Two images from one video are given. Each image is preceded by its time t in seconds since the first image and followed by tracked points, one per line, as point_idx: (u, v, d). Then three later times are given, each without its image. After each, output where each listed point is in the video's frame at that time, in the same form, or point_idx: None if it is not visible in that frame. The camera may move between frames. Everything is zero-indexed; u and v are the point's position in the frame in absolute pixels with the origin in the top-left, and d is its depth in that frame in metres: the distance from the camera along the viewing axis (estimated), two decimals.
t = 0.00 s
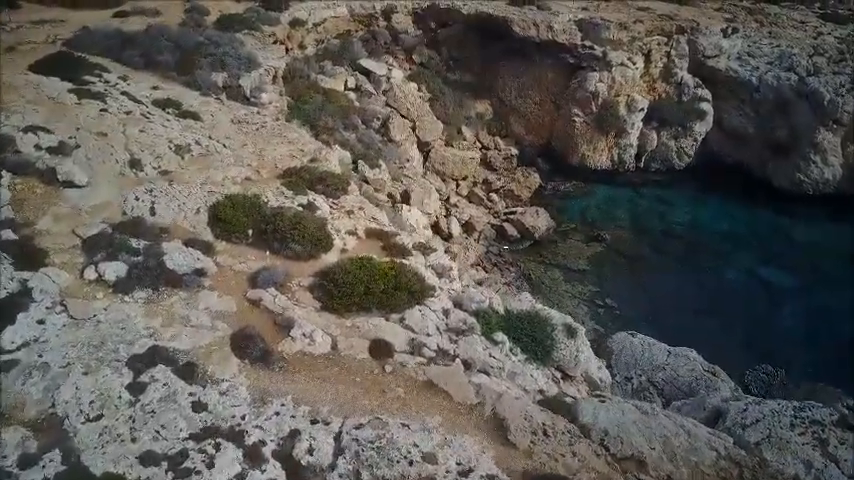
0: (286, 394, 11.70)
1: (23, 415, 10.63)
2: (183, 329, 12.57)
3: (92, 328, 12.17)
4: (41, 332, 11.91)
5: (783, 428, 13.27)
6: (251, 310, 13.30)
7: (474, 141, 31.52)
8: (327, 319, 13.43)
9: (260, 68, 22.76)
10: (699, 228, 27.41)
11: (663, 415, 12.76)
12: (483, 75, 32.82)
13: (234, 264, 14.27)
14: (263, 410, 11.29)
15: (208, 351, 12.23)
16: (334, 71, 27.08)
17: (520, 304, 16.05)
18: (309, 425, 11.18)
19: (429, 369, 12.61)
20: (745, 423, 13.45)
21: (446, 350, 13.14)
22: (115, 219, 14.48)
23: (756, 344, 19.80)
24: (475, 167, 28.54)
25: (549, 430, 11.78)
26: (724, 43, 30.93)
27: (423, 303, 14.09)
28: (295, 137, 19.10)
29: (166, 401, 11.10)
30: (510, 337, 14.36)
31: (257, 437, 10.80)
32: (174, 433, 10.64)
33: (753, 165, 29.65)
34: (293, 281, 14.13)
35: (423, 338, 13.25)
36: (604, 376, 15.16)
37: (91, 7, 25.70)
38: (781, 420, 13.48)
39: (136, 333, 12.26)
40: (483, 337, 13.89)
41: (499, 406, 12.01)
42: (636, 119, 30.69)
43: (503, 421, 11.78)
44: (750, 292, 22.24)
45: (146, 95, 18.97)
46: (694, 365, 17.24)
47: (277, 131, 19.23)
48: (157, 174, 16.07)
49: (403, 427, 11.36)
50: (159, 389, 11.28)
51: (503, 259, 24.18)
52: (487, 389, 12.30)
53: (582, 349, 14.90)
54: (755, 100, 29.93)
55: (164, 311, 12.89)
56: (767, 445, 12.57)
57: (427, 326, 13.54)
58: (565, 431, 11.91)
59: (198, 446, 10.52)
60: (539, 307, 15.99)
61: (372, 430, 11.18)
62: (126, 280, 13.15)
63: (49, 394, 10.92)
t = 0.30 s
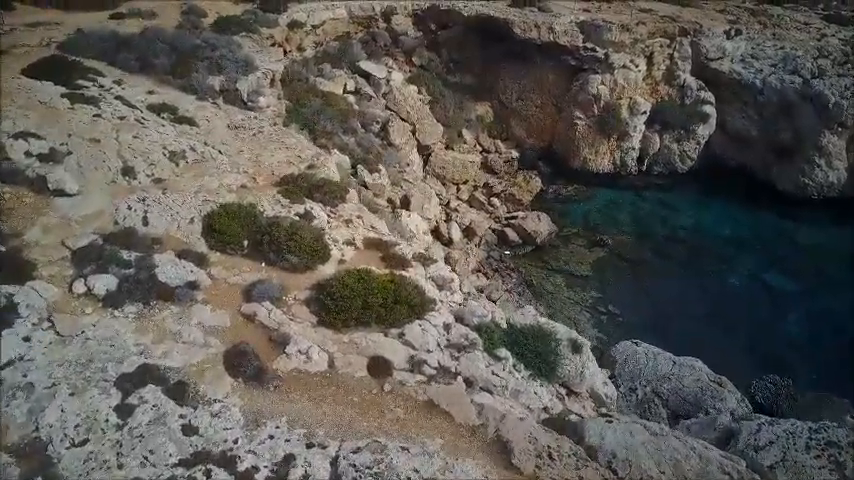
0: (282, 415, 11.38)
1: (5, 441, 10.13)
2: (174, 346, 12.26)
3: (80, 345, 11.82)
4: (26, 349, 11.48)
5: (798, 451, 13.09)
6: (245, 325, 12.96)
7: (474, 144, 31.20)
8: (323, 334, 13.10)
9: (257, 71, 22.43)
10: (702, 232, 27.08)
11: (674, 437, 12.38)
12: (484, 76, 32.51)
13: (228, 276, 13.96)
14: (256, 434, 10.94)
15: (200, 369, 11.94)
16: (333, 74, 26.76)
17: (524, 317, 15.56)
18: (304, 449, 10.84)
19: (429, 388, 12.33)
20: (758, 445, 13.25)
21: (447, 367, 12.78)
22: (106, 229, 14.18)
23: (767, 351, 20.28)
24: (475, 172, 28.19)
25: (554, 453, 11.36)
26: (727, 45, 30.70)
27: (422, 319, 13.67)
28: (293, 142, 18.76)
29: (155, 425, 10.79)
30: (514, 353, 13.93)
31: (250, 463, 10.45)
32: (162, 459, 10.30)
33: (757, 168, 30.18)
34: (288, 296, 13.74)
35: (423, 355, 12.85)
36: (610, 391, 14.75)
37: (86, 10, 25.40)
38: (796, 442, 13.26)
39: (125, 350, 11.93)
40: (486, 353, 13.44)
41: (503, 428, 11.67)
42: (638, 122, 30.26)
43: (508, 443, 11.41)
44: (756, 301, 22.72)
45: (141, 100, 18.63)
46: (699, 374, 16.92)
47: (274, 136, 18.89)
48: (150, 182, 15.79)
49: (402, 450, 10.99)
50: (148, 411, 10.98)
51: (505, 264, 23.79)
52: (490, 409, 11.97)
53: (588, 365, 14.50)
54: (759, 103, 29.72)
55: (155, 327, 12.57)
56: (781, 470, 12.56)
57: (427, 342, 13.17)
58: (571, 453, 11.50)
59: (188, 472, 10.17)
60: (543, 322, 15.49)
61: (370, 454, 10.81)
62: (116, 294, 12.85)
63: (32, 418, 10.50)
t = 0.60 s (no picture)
0: (275, 439, 11.05)
1: None
2: (165, 364, 11.95)
3: (67, 363, 11.47)
4: (11, 368, 11.16)
5: (814, 475, 12.60)
6: (239, 342, 12.65)
7: (475, 147, 30.77)
8: (320, 351, 12.82)
9: (255, 74, 22.12)
10: (705, 236, 26.69)
11: (684, 461, 12.02)
12: (485, 77, 32.15)
13: (222, 289, 13.69)
14: (248, 460, 10.58)
15: (192, 388, 11.61)
16: (332, 77, 26.49)
17: (527, 332, 15.82)
18: (300, 475, 10.46)
19: (429, 408, 12.01)
20: (772, 469, 12.81)
21: (449, 385, 12.62)
22: (97, 240, 13.91)
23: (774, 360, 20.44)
24: (475, 176, 27.68)
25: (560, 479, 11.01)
26: (731, 47, 30.26)
27: (423, 335, 13.44)
28: (290, 148, 18.43)
29: (143, 449, 10.39)
30: (517, 370, 14.13)
31: None
32: None
33: (760, 171, 29.84)
34: (284, 310, 13.46)
35: (423, 372, 12.66)
36: (616, 408, 14.74)
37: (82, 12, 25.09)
38: (812, 466, 12.77)
39: (115, 369, 11.61)
40: (488, 369, 13.55)
41: (506, 451, 11.34)
42: (640, 125, 29.95)
43: (511, 467, 11.07)
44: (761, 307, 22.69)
45: (135, 105, 18.30)
46: (705, 385, 16.58)
47: (271, 141, 18.56)
48: (143, 190, 15.49)
49: (401, 476, 10.63)
50: (136, 435, 10.57)
51: (506, 270, 23.52)
52: (493, 432, 11.66)
53: (593, 382, 14.74)
54: (762, 106, 29.31)
55: (146, 344, 12.29)
56: None
57: (427, 359, 12.95)
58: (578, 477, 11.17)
59: None
60: (548, 337, 15.80)
61: None
62: (106, 309, 12.54)
63: (15, 442, 10.12)
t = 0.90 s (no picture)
0: (270, 464, 10.71)
1: None
2: (156, 383, 11.69)
3: (53, 384, 11.25)
4: None
5: None
6: (233, 359, 12.37)
7: (476, 150, 30.54)
8: (317, 369, 12.51)
9: (252, 78, 21.89)
10: (709, 242, 26.39)
11: None
12: (485, 80, 31.75)
13: (216, 303, 13.35)
14: None
15: (183, 410, 11.33)
16: (331, 79, 26.27)
17: (530, 349, 15.53)
18: None
19: (429, 430, 11.81)
20: None
21: (450, 405, 12.39)
22: (88, 251, 13.61)
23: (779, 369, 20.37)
24: (476, 180, 27.44)
25: None
26: (734, 49, 30.08)
27: (423, 351, 13.16)
28: (287, 154, 18.09)
29: (130, 476, 10.12)
30: (521, 388, 13.86)
31: None
32: None
33: (764, 176, 29.40)
34: (280, 326, 13.13)
35: (424, 391, 12.43)
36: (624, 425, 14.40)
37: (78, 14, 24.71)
38: None
39: (103, 388, 11.37)
40: (491, 388, 13.26)
41: (510, 475, 11.21)
42: (643, 128, 29.67)
43: None
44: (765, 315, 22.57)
45: (129, 109, 17.99)
46: (712, 396, 16.35)
47: (268, 147, 18.26)
48: (136, 198, 15.16)
49: None
50: (124, 460, 10.30)
51: (507, 276, 23.15)
52: (497, 455, 11.53)
53: (599, 399, 14.43)
54: (766, 109, 28.92)
55: (136, 361, 12.02)
56: None
57: (428, 378, 12.67)
58: None
59: None
60: (552, 353, 15.53)
61: None
62: (95, 325, 12.28)
63: None
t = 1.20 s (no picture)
0: None
1: None
2: (145, 404, 11.46)
3: (39, 406, 10.94)
4: None
5: None
6: (227, 378, 12.21)
7: (476, 153, 30.06)
8: (313, 388, 12.44)
9: (250, 82, 21.64)
10: (712, 246, 26.11)
11: None
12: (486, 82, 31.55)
13: (208, 318, 13.19)
14: None
15: (173, 433, 11.10)
16: (330, 82, 26.06)
17: (535, 364, 15.41)
18: None
19: (429, 453, 11.82)
20: None
21: (451, 424, 12.46)
22: (78, 263, 13.40)
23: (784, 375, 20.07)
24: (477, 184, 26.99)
25: None
26: (738, 51, 29.70)
27: (423, 369, 13.32)
28: (284, 161, 17.82)
29: None
30: (525, 406, 13.71)
31: None
32: None
33: (767, 179, 29.06)
34: (275, 341, 13.10)
35: (424, 411, 12.49)
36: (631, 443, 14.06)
37: (73, 17, 24.44)
38: None
39: (91, 410, 11.08)
40: (494, 407, 13.28)
41: None
42: (646, 131, 29.23)
43: None
44: (770, 319, 22.29)
45: (124, 115, 17.71)
46: (717, 407, 16.02)
47: (265, 154, 18.01)
48: (128, 207, 14.94)
49: None
50: None
51: (508, 282, 22.83)
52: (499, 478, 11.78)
53: (605, 416, 14.11)
54: (770, 111, 28.71)
55: (125, 380, 11.79)
56: None
57: (428, 396, 12.80)
58: None
59: None
60: (556, 368, 15.34)
61: None
62: (83, 342, 12.01)
63: None
